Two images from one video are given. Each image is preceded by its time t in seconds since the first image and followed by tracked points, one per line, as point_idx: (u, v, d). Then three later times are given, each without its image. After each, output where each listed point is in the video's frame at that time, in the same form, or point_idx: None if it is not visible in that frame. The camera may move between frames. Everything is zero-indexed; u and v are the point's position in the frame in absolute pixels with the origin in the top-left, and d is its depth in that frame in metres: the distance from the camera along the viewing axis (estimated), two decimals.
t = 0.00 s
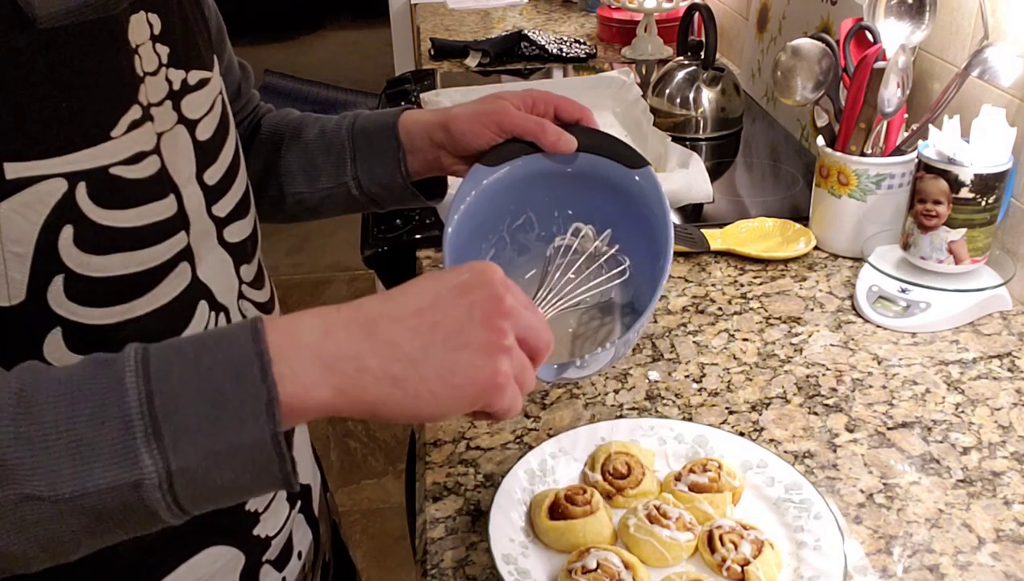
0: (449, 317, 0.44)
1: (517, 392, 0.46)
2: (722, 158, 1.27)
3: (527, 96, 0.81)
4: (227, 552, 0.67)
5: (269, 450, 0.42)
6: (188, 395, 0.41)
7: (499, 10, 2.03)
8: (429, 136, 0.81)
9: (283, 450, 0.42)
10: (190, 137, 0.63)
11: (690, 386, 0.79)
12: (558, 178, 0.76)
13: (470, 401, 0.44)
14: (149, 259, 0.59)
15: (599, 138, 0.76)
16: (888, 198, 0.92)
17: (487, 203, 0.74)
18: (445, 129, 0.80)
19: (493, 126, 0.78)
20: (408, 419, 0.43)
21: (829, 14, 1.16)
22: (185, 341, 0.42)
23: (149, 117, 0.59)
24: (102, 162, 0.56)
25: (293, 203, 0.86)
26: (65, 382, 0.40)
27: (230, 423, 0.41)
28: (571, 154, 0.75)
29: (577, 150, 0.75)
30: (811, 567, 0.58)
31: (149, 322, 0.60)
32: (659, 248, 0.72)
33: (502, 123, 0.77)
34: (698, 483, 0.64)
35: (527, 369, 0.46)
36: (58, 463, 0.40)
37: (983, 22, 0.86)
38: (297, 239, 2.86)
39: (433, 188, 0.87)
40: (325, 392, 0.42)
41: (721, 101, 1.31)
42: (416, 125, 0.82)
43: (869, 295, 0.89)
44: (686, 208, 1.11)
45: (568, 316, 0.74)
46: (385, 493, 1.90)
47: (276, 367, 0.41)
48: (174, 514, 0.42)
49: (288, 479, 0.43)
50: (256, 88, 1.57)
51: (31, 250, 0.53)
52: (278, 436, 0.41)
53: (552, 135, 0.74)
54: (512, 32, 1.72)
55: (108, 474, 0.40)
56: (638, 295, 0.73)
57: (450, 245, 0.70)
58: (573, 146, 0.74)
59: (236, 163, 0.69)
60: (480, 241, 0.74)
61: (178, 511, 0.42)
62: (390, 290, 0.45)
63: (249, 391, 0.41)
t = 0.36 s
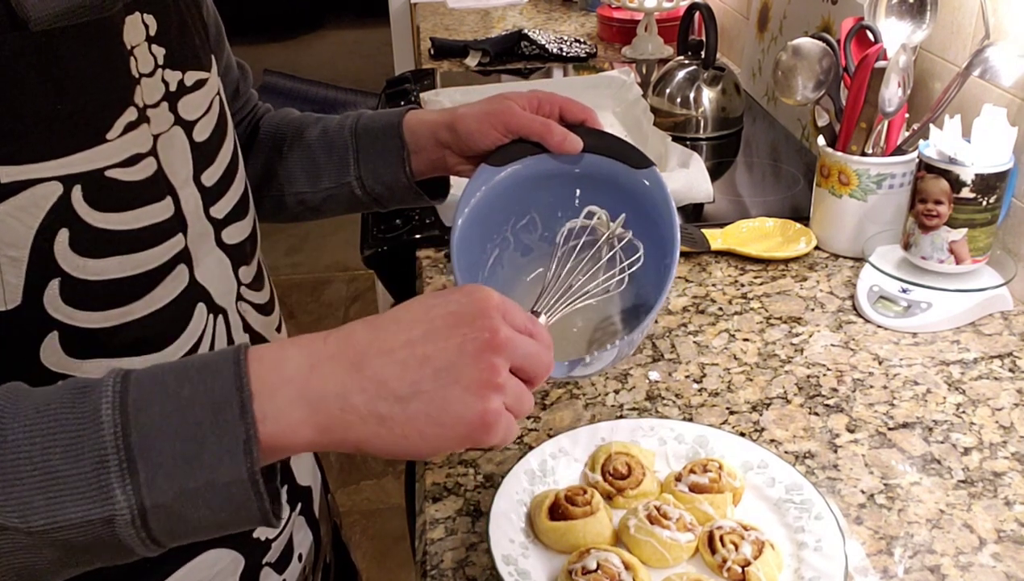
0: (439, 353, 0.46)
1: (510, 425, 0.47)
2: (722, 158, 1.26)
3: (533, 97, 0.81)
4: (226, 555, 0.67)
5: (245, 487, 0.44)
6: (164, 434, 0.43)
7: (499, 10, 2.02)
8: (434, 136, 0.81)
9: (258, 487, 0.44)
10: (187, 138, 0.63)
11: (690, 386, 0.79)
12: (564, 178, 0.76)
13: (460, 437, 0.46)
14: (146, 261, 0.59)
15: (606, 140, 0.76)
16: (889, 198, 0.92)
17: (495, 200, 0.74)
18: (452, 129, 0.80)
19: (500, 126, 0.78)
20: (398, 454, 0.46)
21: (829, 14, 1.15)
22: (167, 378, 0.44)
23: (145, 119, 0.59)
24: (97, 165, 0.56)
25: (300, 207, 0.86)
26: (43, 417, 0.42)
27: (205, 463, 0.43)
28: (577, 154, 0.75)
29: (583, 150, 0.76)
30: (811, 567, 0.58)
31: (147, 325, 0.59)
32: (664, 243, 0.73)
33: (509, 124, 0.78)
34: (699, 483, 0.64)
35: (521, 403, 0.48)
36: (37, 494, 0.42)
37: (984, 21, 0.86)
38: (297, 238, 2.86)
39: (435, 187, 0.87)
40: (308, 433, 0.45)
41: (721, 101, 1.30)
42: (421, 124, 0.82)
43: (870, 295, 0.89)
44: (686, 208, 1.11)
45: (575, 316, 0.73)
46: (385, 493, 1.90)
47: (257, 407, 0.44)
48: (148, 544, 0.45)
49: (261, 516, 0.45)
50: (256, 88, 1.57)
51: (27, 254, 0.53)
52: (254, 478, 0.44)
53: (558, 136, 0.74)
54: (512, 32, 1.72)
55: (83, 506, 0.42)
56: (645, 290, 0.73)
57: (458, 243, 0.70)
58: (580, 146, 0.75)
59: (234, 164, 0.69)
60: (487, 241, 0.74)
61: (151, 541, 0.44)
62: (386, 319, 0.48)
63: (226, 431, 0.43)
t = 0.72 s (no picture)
0: (400, 384, 0.45)
1: (472, 464, 0.46)
2: (722, 158, 1.26)
3: (518, 84, 0.82)
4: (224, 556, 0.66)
5: (184, 518, 0.42)
6: (100, 456, 0.41)
7: (499, 10, 2.03)
8: (424, 123, 0.82)
9: (198, 519, 0.42)
10: (181, 139, 0.63)
11: (690, 386, 0.79)
12: (552, 162, 0.77)
13: (414, 475, 0.44)
14: (141, 262, 0.59)
15: (592, 125, 0.77)
16: (889, 198, 0.92)
17: (488, 183, 0.75)
18: (441, 116, 0.81)
19: (490, 113, 0.79)
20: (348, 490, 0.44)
21: (829, 14, 1.16)
22: (110, 400, 0.42)
23: (139, 120, 0.59)
24: (93, 167, 0.56)
25: (291, 198, 0.86)
26: None
27: (142, 489, 0.41)
28: (564, 139, 0.76)
29: (570, 134, 0.76)
30: (811, 567, 0.58)
31: (142, 327, 0.59)
32: (649, 224, 0.74)
33: (499, 111, 0.78)
34: (699, 483, 0.64)
35: (484, 441, 0.47)
36: None
37: (983, 22, 0.86)
38: (297, 238, 2.86)
39: (425, 172, 0.87)
40: (249, 459, 0.42)
41: (721, 101, 1.30)
42: (411, 112, 0.82)
43: (869, 295, 0.89)
44: (686, 208, 1.11)
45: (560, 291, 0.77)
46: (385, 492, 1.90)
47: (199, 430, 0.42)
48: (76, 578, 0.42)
49: (200, 551, 0.43)
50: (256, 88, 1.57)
51: (23, 256, 0.53)
52: (193, 506, 0.42)
53: (545, 122, 0.75)
54: (513, 32, 1.72)
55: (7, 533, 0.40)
56: (630, 267, 0.77)
57: (453, 233, 0.70)
58: (565, 132, 0.75)
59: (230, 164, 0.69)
60: (479, 224, 0.75)
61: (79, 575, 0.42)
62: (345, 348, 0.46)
63: (165, 456, 0.42)
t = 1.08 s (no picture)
0: (410, 351, 0.47)
1: (486, 419, 0.47)
2: (722, 158, 1.26)
3: (507, 76, 0.82)
4: (221, 553, 0.66)
5: (219, 479, 0.43)
6: (134, 421, 0.42)
7: (499, 10, 2.03)
8: (415, 117, 0.82)
9: (231, 480, 0.43)
10: (175, 138, 0.63)
11: (690, 386, 0.79)
12: (541, 152, 0.76)
13: (433, 431, 0.45)
14: (136, 260, 0.59)
15: (586, 118, 0.76)
16: (889, 198, 0.92)
17: (477, 179, 0.73)
18: (432, 110, 0.81)
19: (480, 105, 0.79)
20: (370, 452, 0.45)
21: (829, 14, 1.16)
22: (138, 371, 0.43)
23: (133, 119, 0.59)
24: (87, 164, 0.56)
25: (282, 197, 0.86)
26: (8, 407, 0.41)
27: (179, 451, 0.42)
28: (552, 129, 0.75)
29: (558, 125, 0.75)
30: (811, 567, 0.58)
31: (138, 324, 0.59)
32: (640, 213, 0.73)
33: (489, 104, 0.78)
34: (699, 483, 0.64)
35: (496, 400, 0.48)
36: None
37: (983, 22, 0.86)
38: (297, 238, 2.86)
39: (416, 167, 0.87)
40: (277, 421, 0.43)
41: (721, 101, 1.30)
42: (401, 106, 0.83)
43: (869, 295, 0.89)
44: (686, 208, 1.11)
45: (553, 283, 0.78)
46: (385, 493, 1.90)
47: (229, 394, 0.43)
48: (112, 544, 0.43)
49: (232, 514, 0.44)
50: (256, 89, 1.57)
51: (18, 253, 0.53)
52: (229, 467, 0.43)
53: (535, 113, 0.75)
54: (513, 32, 1.72)
55: (46, 496, 0.40)
56: (621, 257, 0.75)
57: (447, 228, 0.69)
58: (555, 122, 0.75)
59: (225, 163, 0.69)
60: (470, 217, 0.74)
61: (116, 540, 0.42)
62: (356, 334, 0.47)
63: (200, 418, 0.42)
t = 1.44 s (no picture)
0: (412, 327, 0.47)
1: (499, 383, 0.47)
2: (723, 158, 1.26)
3: (503, 70, 0.82)
4: (219, 552, 0.66)
5: (232, 459, 0.43)
6: (147, 403, 0.42)
7: (499, 9, 2.02)
8: (411, 111, 0.82)
9: (244, 460, 0.43)
10: (172, 136, 0.62)
11: (691, 386, 0.78)
12: (538, 147, 0.76)
13: (446, 397, 0.45)
14: (134, 257, 0.58)
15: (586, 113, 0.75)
16: (890, 197, 0.92)
17: (473, 173, 0.74)
18: (428, 104, 0.81)
19: (475, 100, 0.79)
20: (387, 425, 0.45)
21: (829, 14, 1.15)
22: (149, 357, 0.43)
23: (130, 116, 0.58)
24: (85, 161, 0.55)
25: (278, 195, 0.85)
26: (21, 392, 0.41)
27: (191, 430, 0.42)
28: (548, 124, 0.75)
29: (554, 119, 0.75)
30: (812, 568, 0.58)
31: (136, 321, 0.59)
32: (637, 210, 0.73)
33: (484, 98, 0.78)
34: (699, 484, 0.64)
35: (508, 366, 0.48)
36: (10, 468, 0.40)
37: (985, 21, 0.86)
38: (297, 238, 2.85)
39: (414, 163, 0.86)
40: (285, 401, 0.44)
41: (722, 100, 1.30)
42: (397, 101, 0.82)
43: (870, 295, 0.89)
44: (687, 208, 1.10)
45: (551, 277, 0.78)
46: (385, 493, 1.90)
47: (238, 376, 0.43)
48: (126, 526, 0.43)
49: (243, 494, 0.44)
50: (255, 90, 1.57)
51: (16, 250, 0.53)
52: (242, 447, 0.43)
53: (531, 105, 0.74)
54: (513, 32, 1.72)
55: (61, 478, 0.40)
56: (619, 253, 0.75)
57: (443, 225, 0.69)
58: (551, 116, 0.74)
59: (223, 162, 0.69)
60: (465, 213, 0.74)
61: (130, 522, 0.42)
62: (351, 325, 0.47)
63: (212, 398, 0.42)
